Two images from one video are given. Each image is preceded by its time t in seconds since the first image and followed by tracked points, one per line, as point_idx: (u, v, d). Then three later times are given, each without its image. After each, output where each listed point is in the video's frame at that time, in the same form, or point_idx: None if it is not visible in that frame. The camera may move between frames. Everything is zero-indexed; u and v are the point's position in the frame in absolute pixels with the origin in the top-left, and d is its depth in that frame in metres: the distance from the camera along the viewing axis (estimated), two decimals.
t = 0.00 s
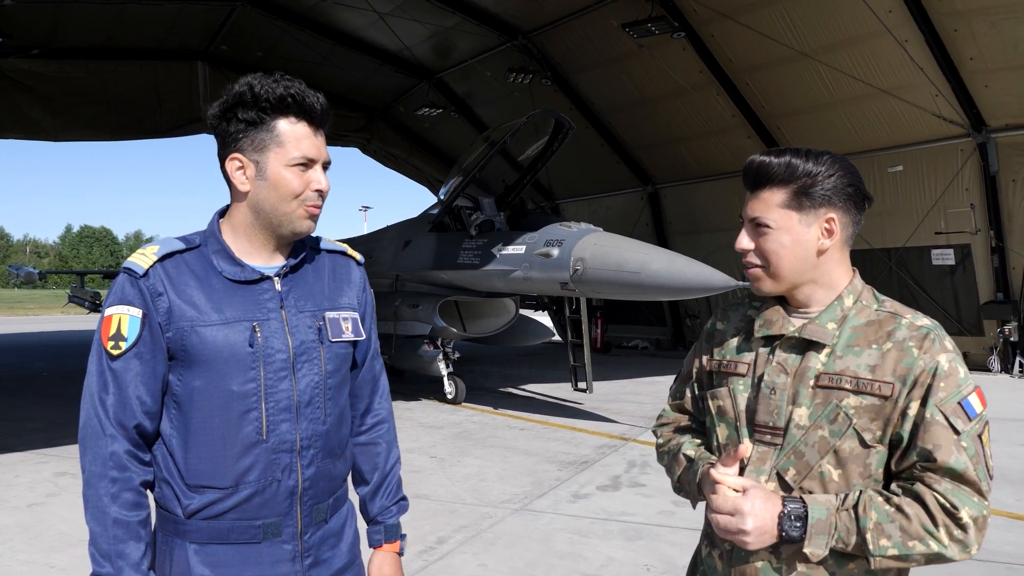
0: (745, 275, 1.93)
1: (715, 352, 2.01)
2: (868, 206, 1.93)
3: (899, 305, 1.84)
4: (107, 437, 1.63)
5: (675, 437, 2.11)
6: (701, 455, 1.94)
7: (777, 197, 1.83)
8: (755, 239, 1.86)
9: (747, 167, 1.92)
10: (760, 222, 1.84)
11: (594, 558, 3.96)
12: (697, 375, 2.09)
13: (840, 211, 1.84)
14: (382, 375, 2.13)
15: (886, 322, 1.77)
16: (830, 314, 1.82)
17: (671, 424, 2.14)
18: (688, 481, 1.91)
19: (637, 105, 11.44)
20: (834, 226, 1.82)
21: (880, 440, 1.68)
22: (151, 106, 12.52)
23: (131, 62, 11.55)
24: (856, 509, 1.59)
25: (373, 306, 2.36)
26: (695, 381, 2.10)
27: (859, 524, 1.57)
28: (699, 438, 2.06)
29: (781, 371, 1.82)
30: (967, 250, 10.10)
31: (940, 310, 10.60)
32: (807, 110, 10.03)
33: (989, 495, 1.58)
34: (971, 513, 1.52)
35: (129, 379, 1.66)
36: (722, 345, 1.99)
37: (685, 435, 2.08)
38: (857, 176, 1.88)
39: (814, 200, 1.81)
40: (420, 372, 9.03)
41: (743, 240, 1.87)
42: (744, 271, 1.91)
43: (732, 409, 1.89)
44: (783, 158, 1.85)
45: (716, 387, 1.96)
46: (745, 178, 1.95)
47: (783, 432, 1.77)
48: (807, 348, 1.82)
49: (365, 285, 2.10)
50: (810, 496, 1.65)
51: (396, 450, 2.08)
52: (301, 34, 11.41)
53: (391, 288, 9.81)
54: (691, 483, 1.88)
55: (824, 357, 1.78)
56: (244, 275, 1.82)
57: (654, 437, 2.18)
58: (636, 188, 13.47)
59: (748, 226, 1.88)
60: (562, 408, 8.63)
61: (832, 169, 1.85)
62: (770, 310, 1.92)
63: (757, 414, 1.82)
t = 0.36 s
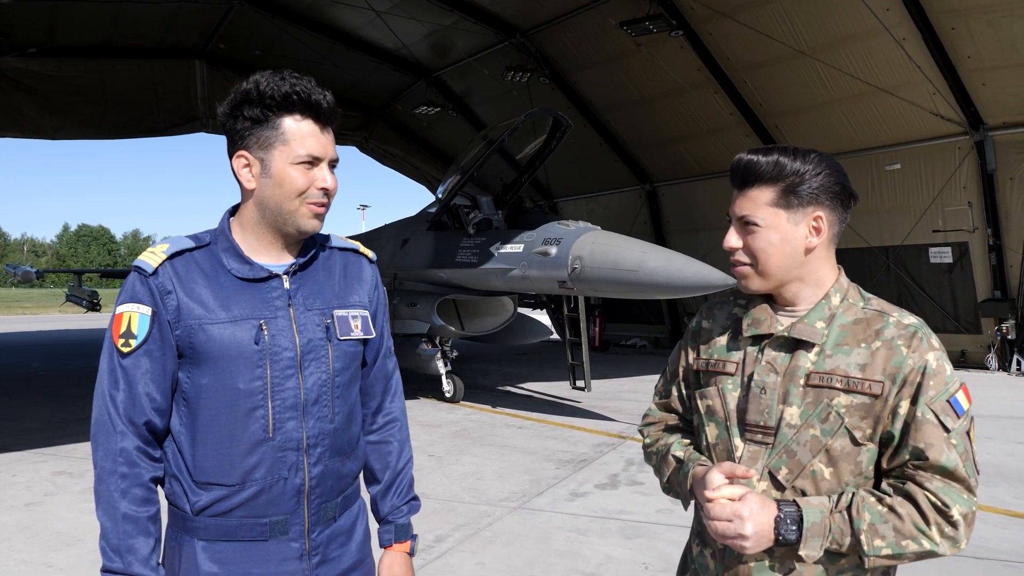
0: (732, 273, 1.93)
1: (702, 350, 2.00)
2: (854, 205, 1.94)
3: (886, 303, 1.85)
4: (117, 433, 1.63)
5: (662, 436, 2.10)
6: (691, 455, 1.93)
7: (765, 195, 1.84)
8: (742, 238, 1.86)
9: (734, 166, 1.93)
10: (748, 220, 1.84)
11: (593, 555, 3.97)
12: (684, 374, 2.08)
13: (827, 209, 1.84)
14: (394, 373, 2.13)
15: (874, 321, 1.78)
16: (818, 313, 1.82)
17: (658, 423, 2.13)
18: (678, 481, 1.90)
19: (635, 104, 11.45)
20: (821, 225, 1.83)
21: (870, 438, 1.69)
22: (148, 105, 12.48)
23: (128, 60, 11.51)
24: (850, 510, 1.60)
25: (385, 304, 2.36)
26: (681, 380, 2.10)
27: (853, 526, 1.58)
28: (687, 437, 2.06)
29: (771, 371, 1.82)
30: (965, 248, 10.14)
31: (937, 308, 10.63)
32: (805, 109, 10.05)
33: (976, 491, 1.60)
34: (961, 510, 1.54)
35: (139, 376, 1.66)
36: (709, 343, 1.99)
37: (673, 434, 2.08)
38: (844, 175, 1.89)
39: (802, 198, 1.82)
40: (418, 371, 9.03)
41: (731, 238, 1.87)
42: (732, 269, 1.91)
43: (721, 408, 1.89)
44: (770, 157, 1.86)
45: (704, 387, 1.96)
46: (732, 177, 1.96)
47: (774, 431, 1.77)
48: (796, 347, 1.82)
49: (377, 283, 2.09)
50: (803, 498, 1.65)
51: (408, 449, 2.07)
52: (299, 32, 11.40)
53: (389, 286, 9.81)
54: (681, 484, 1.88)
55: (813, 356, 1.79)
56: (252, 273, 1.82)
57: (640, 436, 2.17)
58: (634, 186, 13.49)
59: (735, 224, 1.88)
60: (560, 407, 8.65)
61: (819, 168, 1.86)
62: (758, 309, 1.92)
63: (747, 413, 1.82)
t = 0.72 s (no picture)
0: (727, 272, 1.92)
1: (699, 352, 1.99)
2: (849, 201, 1.93)
3: (881, 300, 1.84)
4: (116, 434, 1.63)
5: (660, 437, 2.08)
6: (693, 457, 1.92)
7: (757, 194, 1.83)
8: (736, 237, 1.85)
9: (726, 165, 1.92)
10: (741, 219, 1.84)
11: (594, 555, 3.97)
12: (681, 375, 2.07)
13: (821, 207, 1.84)
14: (395, 374, 2.12)
15: (871, 319, 1.77)
16: (814, 312, 1.82)
17: (656, 423, 2.12)
18: (679, 484, 1.89)
19: (636, 103, 11.44)
20: (814, 222, 1.82)
21: (870, 437, 1.69)
22: (148, 105, 12.47)
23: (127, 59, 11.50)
24: (854, 508, 1.59)
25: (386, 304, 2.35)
26: (679, 381, 2.08)
27: (857, 524, 1.57)
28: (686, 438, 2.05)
29: (769, 372, 1.81)
30: (966, 247, 10.13)
31: (938, 307, 10.62)
32: (805, 108, 10.04)
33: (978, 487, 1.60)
34: (965, 507, 1.53)
35: (139, 376, 1.65)
36: (706, 344, 1.98)
37: (672, 436, 2.07)
38: (838, 172, 1.88)
39: (796, 196, 1.81)
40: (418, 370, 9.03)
41: (724, 238, 1.87)
42: (727, 268, 1.91)
43: (720, 411, 1.88)
44: (762, 156, 1.85)
45: (702, 389, 1.95)
46: (725, 176, 1.95)
47: (774, 433, 1.77)
48: (793, 347, 1.81)
49: (378, 283, 2.08)
50: (807, 498, 1.64)
51: (408, 450, 2.07)
52: (299, 32, 11.39)
53: (389, 286, 9.80)
54: (682, 486, 1.87)
55: (811, 356, 1.78)
56: (254, 273, 1.81)
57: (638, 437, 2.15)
58: (634, 185, 13.48)
59: (728, 224, 1.88)
60: (561, 406, 8.63)
61: (811, 166, 1.85)
62: (754, 309, 1.91)
63: (747, 416, 1.81)
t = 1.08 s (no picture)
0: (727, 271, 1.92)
1: (701, 351, 1.99)
2: (849, 199, 1.93)
3: (883, 299, 1.84)
4: (119, 434, 1.63)
5: (659, 435, 2.07)
6: (694, 458, 1.91)
7: (756, 192, 1.83)
8: (734, 235, 1.85)
9: (725, 163, 1.92)
10: (739, 218, 1.84)
11: (595, 555, 3.96)
12: (683, 374, 2.07)
13: (822, 205, 1.83)
14: (396, 376, 2.12)
15: (872, 318, 1.77)
16: (816, 312, 1.81)
17: (655, 421, 2.11)
18: (679, 483, 1.88)
19: (638, 103, 11.44)
20: (814, 221, 1.82)
21: (870, 438, 1.69)
22: (150, 105, 12.49)
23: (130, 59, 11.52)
24: (845, 507, 1.59)
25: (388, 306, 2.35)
26: (680, 379, 2.08)
27: (848, 523, 1.57)
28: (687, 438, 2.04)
29: (771, 373, 1.81)
30: (968, 247, 10.11)
31: (941, 307, 10.60)
32: (807, 108, 10.03)
33: (977, 488, 1.58)
34: (960, 508, 1.52)
35: (142, 376, 1.66)
36: (708, 344, 1.98)
37: (672, 434, 2.06)
38: (838, 169, 1.88)
39: (796, 194, 1.81)
40: (420, 370, 9.03)
41: (723, 236, 1.87)
42: (727, 267, 1.90)
43: (722, 411, 1.88)
44: (761, 154, 1.85)
45: (705, 389, 1.95)
46: (723, 175, 1.95)
47: (775, 434, 1.76)
48: (795, 349, 1.81)
49: (380, 286, 2.09)
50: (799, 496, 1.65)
51: (409, 454, 2.07)
52: (301, 32, 11.40)
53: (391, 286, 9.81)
54: (681, 486, 1.86)
55: (812, 357, 1.78)
56: (258, 274, 1.81)
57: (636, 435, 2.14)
58: (636, 185, 13.48)
59: (726, 222, 1.88)
60: (563, 406, 8.63)
61: (810, 164, 1.85)
62: (756, 309, 1.91)
63: (749, 416, 1.81)
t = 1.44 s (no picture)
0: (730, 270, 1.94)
1: (706, 352, 2.01)
2: (853, 199, 1.93)
3: (889, 301, 1.85)
4: (129, 435, 1.64)
5: (666, 440, 2.09)
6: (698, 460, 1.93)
7: (758, 191, 1.84)
8: (737, 234, 1.87)
9: (728, 163, 1.94)
10: (742, 218, 1.85)
11: (597, 555, 3.97)
12: (688, 376, 2.09)
13: (825, 204, 1.84)
14: (405, 376, 2.14)
15: (877, 319, 1.77)
16: (821, 312, 1.83)
17: (662, 426, 2.12)
18: (683, 485, 1.90)
19: (639, 103, 11.45)
20: (816, 220, 1.83)
21: (873, 439, 1.69)
22: (152, 105, 12.49)
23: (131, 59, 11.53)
24: (843, 507, 1.61)
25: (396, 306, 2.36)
26: (686, 382, 2.10)
27: (846, 523, 1.59)
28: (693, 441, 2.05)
29: (775, 373, 1.83)
30: (970, 247, 10.11)
31: (942, 307, 10.61)
32: (809, 108, 10.04)
33: (980, 491, 1.58)
34: (959, 509, 1.52)
35: (151, 376, 1.67)
36: (713, 345, 2.00)
37: (678, 438, 2.07)
38: (841, 169, 1.89)
39: (798, 194, 1.82)
40: (422, 370, 9.05)
41: (726, 236, 1.88)
42: (731, 266, 1.92)
43: (726, 411, 1.90)
44: (764, 153, 1.87)
45: (710, 390, 1.97)
46: (726, 174, 1.97)
47: (779, 434, 1.78)
48: (799, 349, 1.83)
49: (388, 285, 2.10)
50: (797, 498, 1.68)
51: (419, 453, 2.08)
52: (302, 32, 11.42)
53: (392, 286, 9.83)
54: (685, 488, 1.88)
55: (816, 358, 1.80)
56: (264, 274, 1.83)
57: (643, 440, 2.16)
58: (637, 185, 13.49)
59: (730, 221, 1.89)
60: (564, 407, 8.64)
61: (814, 163, 1.86)
62: (761, 310, 1.93)
63: (752, 416, 1.83)
